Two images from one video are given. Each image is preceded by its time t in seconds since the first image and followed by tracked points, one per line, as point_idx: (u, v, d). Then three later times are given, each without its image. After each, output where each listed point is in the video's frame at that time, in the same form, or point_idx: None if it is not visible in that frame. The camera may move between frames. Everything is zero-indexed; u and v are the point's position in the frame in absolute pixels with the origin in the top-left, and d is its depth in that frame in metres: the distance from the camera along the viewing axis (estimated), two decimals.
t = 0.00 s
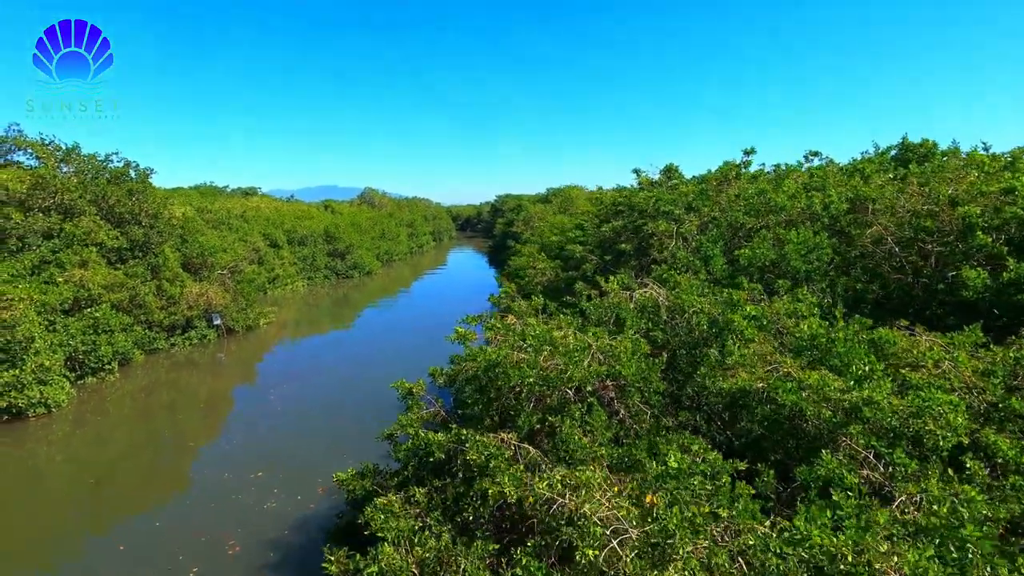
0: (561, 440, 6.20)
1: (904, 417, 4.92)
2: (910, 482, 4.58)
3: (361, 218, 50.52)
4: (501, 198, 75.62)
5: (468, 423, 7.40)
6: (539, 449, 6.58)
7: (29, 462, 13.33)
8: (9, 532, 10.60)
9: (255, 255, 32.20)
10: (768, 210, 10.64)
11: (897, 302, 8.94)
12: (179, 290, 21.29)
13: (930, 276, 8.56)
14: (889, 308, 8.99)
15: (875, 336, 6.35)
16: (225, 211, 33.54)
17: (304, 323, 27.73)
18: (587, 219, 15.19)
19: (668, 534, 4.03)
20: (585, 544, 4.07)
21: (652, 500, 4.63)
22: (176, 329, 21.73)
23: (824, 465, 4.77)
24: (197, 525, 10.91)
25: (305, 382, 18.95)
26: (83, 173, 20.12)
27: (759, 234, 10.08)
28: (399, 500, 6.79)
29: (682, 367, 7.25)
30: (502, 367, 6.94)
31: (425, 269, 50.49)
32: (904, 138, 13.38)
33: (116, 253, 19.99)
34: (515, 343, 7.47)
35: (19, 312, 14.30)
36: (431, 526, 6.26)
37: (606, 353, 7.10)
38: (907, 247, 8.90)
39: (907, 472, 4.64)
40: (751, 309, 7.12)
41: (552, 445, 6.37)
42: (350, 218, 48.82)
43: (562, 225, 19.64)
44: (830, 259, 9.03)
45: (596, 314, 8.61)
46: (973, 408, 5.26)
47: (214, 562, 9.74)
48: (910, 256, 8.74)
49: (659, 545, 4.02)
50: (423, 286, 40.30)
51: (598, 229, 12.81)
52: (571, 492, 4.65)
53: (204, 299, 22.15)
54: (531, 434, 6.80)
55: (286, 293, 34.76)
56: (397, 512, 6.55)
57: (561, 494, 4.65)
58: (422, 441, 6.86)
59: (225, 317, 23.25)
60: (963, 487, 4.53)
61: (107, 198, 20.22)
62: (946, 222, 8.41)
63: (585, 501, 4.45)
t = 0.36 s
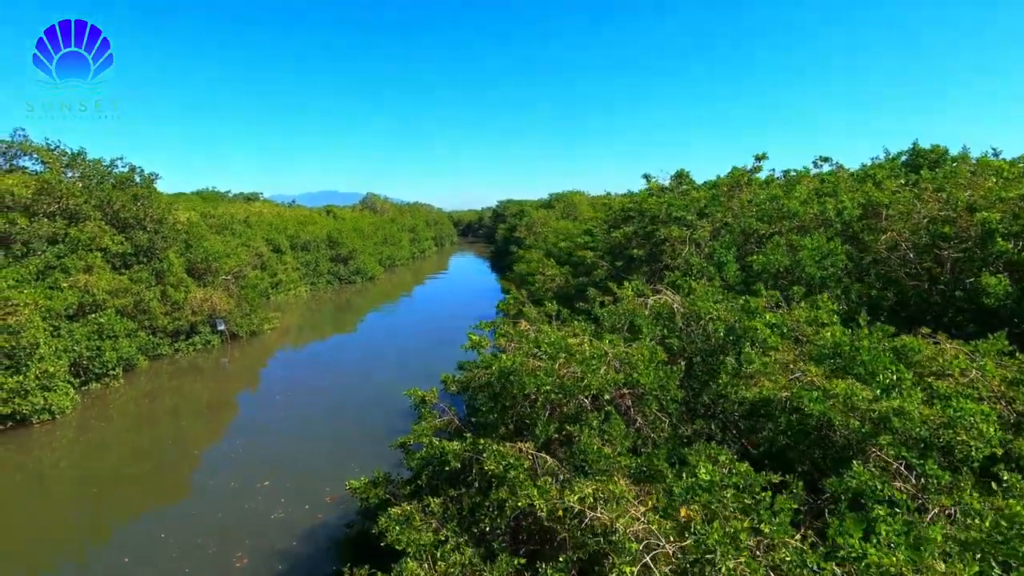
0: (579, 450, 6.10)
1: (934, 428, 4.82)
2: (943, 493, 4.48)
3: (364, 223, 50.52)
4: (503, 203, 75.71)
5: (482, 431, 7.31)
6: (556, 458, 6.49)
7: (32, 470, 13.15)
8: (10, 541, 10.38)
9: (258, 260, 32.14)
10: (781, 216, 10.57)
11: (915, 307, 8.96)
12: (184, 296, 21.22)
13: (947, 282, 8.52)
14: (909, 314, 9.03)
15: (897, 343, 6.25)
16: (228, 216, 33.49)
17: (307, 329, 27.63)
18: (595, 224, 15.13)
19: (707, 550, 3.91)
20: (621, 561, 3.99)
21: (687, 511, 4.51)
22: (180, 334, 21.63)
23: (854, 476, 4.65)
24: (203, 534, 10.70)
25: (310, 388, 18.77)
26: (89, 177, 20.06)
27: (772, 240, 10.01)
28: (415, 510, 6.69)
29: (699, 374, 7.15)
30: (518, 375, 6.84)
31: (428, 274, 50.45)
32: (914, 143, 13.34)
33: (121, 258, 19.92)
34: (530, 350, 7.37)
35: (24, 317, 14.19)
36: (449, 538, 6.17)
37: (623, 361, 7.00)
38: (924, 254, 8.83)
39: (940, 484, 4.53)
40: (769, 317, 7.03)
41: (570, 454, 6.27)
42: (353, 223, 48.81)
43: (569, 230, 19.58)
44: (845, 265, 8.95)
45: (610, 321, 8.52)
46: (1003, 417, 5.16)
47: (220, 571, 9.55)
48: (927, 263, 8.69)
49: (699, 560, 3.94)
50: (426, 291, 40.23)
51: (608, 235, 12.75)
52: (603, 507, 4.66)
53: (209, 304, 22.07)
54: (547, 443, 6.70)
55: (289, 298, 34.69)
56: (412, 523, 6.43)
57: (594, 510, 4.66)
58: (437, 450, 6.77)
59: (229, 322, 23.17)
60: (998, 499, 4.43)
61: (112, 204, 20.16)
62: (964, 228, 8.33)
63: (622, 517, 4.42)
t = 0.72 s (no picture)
0: (601, 460, 5.94)
1: (975, 439, 4.62)
2: (987, 507, 4.23)
3: (366, 229, 50.47)
4: (505, 209, 75.76)
5: (499, 441, 7.14)
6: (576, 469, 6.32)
7: (33, 477, 12.96)
8: (10, 551, 10.11)
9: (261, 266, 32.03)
10: (796, 221, 10.45)
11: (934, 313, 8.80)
12: (188, 302, 21.08)
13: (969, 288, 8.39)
14: (927, 320, 8.86)
15: (928, 351, 6.08)
16: (232, 222, 33.43)
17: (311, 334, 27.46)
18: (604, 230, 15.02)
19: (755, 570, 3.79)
20: None
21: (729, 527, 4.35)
22: (184, 340, 21.49)
23: (894, 489, 4.47)
24: (207, 544, 10.44)
25: (315, 394, 18.54)
26: (93, 183, 20.00)
27: (788, 245, 9.88)
28: (432, 522, 6.52)
29: (720, 382, 6.94)
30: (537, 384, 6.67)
31: (431, 279, 50.34)
32: (928, 148, 13.23)
33: (125, 263, 19.81)
34: (547, 357, 7.20)
35: (28, 323, 14.05)
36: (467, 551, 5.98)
37: (644, 368, 6.83)
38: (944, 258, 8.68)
39: (983, 497, 4.29)
40: (793, 324, 6.87)
41: (592, 465, 6.11)
42: (356, 228, 48.76)
43: (576, 236, 19.46)
44: (864, 270, 8.81)
45: (627, 327, 8.37)
46: None
47: None
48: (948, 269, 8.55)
49: None
50: (429, 296, 40.10)
51: (619, 241, 12.63)
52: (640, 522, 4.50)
53: (213, 310, 21.92)
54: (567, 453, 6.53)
55: (293, 304, 34.59)
56: (428, 536, 6.27)
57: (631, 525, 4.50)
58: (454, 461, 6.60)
59: (233, 328, 23.05)
60: None
61: (117, 209, 20.07)
62: (986, 232, 8.18)
63: (664, 533, 4.29)
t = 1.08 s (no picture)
0: (623, 468, 5.83)
1: (1016, 448, 4.45)
2: None
3: (369, 233, 50.47)
4: (507, 213, 75.94)
5: (516, 447, 7.03)
6: (597, 477, 6.21)
7: (38, 484, 12.80)
8: (11, 555, 10.03)
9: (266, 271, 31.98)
10: (811, 224, 10.34)
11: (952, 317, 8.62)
12: (193, 306, 20.99)
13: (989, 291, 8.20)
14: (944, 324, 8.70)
15: (958, 358, 5.92)
16: (236, 226, 33.40)
17: (314, 339, 27.36)
18: (614, 234, 14.94)
19: None
20: None
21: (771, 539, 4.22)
22: (189, 345, 21.40)
23: (935, 500, 4.30)
24: (214, 554, 10.20)
25: (320, 399, 18.32)
26: (99, 187, 19.94)
27: (804, 249, 9.79)
28: (449, 531, 6.41)
29: (741, 388, 6.84)
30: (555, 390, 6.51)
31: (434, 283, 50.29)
32: (940, 152, 13.15)
33: (130, 268, 19.75)
34: (566, 363, 7.08)
35: (35, 328, 13.97)
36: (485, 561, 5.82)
37: (665, 374, 6.69)
38: (966, 261, 8.54)
39: None
40: (817, 329, 6.74)
41: (613, 473, 5.99)
42: (359, 233, 48.75)
43: (584, 240, 19.40)
44: (882, 274, 8.71)
45: (644, 333, 8.26)
46: None
47: None
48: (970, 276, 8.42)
49: None
50: (433, 301, 40.03)
51: (630, 245, 12.55)
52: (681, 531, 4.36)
53: (218, 315, 21.85)
54: (586, 460, 6.40)
55: (296, 308, 34.49)
56: (446, 544, 6.17)
57: (668, 535, 4.38)
58: (473, 468, 6.49)
59: (238, 332, 22.97)
60: None
61: (122, 213, 20.01)
62: (1008, 236, 8.06)
63: (709, 547, 4.11)
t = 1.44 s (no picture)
0: (651, 476, 5.70)
1: None
2: None
3: (374, 238, 50.48)
4: (510, 218, 75.98)
5: (539, 456, 6.92)
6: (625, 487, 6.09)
7: (48, 491, 12.70)
8: (18, 562, 9.96)
9: (272, 276, 31.95)
10: (830, 228, 10.24)
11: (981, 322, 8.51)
12: (201, 311, 20.92)
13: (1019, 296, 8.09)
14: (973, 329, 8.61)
15: (995, 364, 5.78)
16: (242, 231, 33.42)
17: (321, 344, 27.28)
18: (626, 238, 14.85)
19: None
20: None
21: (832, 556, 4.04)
22: (197, 350, 21.33)
23: (987, 511, 4.14)
24: (225, 564, 10.06)
25: (329, 406, 18.15)
26: (108, 193, 19.94)
27: (824, 253, 9.68)
28: (474, 542, 6.30)
29: (768, 395, 6.72)
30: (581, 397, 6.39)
31: (438, 288, 50.22)
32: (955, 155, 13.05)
33: (139, 273, 19.72)
34: (589, 369, 6.96)
35: (44, 334, 13.91)
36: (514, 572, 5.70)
37: (692, 381, 6.56)
38: (990, 267, 8.42)
39: None
40: (846, 334, 6.60)
41: (641, 481, 5.87)
42: (363, 238, 48.76)
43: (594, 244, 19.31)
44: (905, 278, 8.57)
45: (665, 339, 8.14)
46: None
47: None
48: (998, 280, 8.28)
49: None
50: (438, 306, 39.93)
51: (645, 250, 12.46)
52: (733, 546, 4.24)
53: (226, 320, 21.79)
54: (613, 469, 6.26)
55: (302, 313, 34.43)
56: (472, 556, 6.07)
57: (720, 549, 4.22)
58: (497, 477, 6.38)
59: (245, 338, 22.91)
60: None
61: (131, 219, 19.98)
62: None
63: (767, 563, 3.97)
